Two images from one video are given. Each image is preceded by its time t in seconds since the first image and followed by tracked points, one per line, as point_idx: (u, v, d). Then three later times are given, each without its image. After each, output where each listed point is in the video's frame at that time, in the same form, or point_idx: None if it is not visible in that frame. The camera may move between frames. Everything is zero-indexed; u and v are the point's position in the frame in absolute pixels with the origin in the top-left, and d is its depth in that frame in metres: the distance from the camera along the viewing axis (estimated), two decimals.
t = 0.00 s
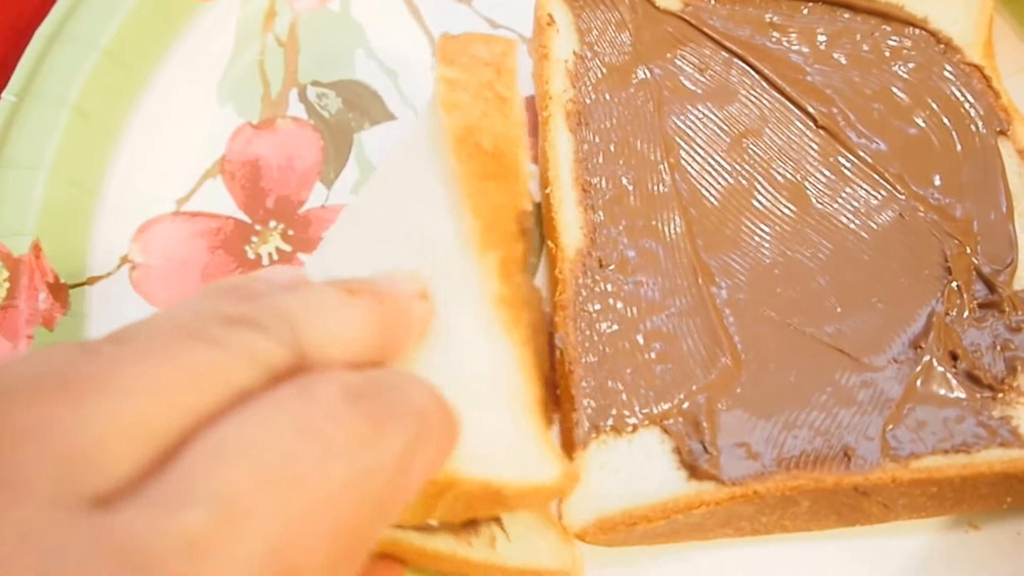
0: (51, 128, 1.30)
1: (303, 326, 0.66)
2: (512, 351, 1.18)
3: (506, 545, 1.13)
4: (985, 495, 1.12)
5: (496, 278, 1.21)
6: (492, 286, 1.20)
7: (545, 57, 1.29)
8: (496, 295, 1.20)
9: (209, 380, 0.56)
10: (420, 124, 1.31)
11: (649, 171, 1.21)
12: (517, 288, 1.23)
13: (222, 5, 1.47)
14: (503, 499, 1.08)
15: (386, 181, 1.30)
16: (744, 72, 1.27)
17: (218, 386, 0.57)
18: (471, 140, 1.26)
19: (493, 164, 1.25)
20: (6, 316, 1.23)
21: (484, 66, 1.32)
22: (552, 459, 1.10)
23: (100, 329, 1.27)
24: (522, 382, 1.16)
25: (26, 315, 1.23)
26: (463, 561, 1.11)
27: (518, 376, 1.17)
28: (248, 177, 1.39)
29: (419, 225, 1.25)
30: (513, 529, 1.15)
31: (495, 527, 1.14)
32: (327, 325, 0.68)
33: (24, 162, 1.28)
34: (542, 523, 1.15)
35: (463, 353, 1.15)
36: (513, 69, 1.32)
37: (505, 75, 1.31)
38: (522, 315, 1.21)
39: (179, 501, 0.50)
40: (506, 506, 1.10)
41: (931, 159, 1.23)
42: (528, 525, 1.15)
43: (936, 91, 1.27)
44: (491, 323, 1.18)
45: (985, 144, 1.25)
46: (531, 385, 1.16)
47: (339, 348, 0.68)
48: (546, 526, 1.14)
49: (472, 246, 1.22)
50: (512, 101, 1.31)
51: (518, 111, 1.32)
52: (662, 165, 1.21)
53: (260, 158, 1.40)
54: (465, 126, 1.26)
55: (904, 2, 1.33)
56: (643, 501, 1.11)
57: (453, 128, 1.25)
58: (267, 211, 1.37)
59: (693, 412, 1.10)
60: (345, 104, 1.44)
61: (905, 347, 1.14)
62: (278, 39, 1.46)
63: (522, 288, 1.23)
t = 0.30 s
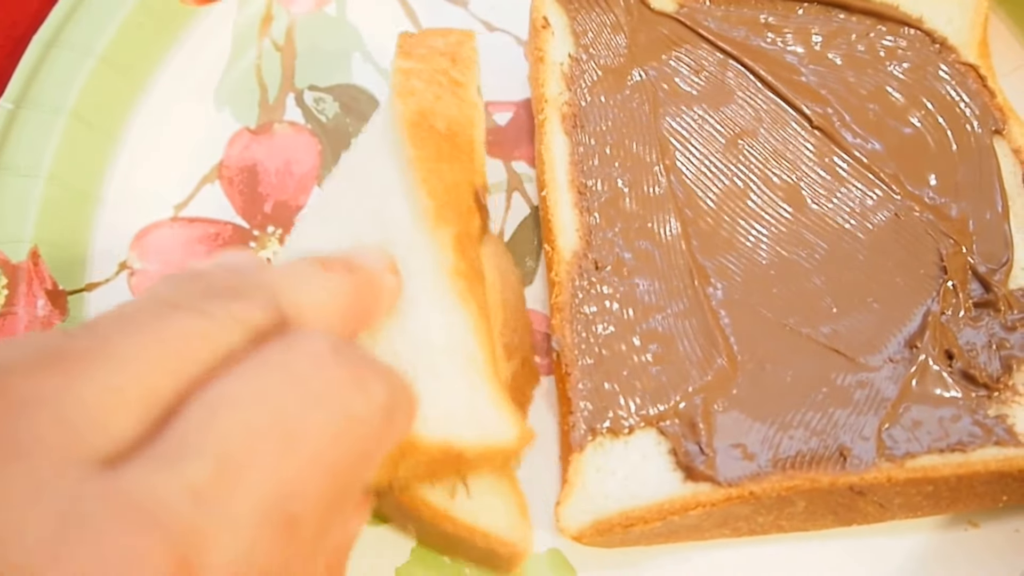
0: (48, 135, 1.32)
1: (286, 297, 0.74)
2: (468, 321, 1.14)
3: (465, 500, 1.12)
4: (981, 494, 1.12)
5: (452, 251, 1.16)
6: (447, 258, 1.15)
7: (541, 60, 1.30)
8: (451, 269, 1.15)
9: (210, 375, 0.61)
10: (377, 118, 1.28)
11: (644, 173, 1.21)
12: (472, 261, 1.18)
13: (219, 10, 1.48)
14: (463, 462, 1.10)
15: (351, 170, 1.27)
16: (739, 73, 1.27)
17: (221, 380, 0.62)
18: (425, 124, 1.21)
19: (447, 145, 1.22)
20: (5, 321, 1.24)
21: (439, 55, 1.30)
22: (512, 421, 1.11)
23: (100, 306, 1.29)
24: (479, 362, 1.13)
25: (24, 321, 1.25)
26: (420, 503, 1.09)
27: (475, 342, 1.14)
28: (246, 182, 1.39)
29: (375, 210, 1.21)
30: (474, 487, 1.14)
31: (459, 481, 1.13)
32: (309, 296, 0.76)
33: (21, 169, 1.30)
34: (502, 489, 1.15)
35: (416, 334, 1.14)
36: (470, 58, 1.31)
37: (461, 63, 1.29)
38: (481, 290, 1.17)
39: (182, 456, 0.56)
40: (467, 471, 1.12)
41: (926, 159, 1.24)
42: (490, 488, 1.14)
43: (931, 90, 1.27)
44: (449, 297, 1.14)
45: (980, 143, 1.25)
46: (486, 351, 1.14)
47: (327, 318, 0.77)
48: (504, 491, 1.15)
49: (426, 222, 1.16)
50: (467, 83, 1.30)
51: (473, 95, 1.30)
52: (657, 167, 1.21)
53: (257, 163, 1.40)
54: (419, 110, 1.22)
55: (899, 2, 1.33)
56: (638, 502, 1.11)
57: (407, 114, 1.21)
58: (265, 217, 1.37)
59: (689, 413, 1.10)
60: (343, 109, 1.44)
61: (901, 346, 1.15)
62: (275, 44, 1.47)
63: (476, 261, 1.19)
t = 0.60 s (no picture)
0: (47, 140, 1.32)
1: (289, 296, 0.76)
2: (456, 292, 1.11)
3: (482, 475, 1.12)
4: (977, 495, 1.13)
5: (434, 223, 1.10)
6: (431, 231, 1.10)
7: (535, 68, 1.30)
8: (434, 240, 1.10)
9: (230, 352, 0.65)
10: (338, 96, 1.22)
11: (639, 178, 1.22)
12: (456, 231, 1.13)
13: (215, 13, 1.48)
14: (472, 428, 1.07)
15: (320, 148, 1.21)
16: (732, 75, 1.28)
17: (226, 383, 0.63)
18: (393, 97, 1.12)
19: (418, 115, 1.12)
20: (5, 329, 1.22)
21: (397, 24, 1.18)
22: (510, 378, 1.09)
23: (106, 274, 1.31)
24: (470, 326, 1.10)
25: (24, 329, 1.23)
26: (438, 489, 1.10)
27: (465, 313, 1.10)
28: (245, 187, 1.39)
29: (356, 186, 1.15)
30: (487, 457, 1.13)
31: (471, 457, 1.13)
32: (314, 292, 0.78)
33: (20, 175, 1.30)
34: (514, 446, 1.14)
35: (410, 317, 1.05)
36: (430, 26, 1.19)
37: (420, 31, 1.18)
38: (463, 258, 1.13)
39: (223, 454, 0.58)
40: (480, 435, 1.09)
41: (920, 159, 1.24)
42: (502, 450, 1.13)
43: (926, 89, 1.27)
44: (432, 266, 1.10)
45: (976, 143, 1.25)
46: (477, 324, 1.11)
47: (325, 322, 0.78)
48: (517, 451, 1.14)
49: (406, 197, 1.10)
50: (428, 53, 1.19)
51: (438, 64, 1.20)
52: (651, 171, 1.22)
53: (257, 167, 1.40)
54: (385, 82, 1.12)
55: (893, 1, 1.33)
56: (635, 506, 1.11)
57: (373, 88, 1.11)
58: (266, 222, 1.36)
59: (684, 416, 1.11)
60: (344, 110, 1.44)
61: (896, 347, 1.15)
62: (273, 46, 1.49)
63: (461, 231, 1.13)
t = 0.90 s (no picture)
0: (46, 146, 1.32)
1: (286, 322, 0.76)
2: (447, 294, 1.12)
3: (481, 488, 1.12)
4: (973, 495, 1.13)
5: (426, 225, 1.13)
6: (423, 232, 1.13)
7: (529, 73, 1.30)
8: (429, 241, 1.13)
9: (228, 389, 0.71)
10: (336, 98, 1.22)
11: (634, 182, 1.22)
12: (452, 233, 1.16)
13: (214, 18, 1.48)
14: (467, 433, 1.06)
15: (314, 152, 1.18)
16: (727, 77, 1.28)
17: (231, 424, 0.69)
18: (388, 106, 1.16)
19: (413, 124, 1.17)
20: (6, 335, 1.24)
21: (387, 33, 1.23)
22: (502, 380, 1.08)
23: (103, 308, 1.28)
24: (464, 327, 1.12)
25: (26, 334, 1.24)
26: (440, 512, 1.09)
27: (458, 317, 1.12)
28: (243, 192, 1.38)
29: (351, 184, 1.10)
30: (481, 467, 1.13)
31: (466, 471, 1.12)
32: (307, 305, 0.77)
33: (21, 181, 1.29)
34: (509, 448, 1.14)
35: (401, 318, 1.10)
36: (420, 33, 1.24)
37: (411, 39, 1.23)
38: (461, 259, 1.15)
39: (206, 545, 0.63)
40: (476, 437, 1.07)
41: (915, 159, 1.24)
42: (497, 456, 1.14)
43: (920, 89, 1.27)
44: (426, 268, 1.12)
45: (971, 142, 1.25)
46: (470, 324, 1.12)
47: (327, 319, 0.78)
48: (511, 453, 1.14)
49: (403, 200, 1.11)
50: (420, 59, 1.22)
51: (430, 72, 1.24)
52: (646, 174, 1.23)
53: (254, 171, 1.39)
54: (380, 91, 1.17)
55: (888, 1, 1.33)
56: (631, 509, 1.11)
57: (368, 97, 1.16)
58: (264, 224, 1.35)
59: (681, 419, 1.12)
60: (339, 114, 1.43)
61: (892, 348, 1.15)
62: (271, 50, 1.48)
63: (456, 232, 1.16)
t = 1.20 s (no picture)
0: (48, 147, 1.29)
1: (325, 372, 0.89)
2: (473, 303, 1.09)
3: (480, 498, 1.11)
4: (970, 495, 1.14)
5: (455, 236, 1.11)
6: (450, 243, 1.10)
7: (524, 78, 1.30)
8: (455, 252, 1.10)
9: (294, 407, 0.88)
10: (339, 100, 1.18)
11: (629, 187, 1.22)
12: (473, 246, 1.14)
13: (214, 15, 1.43)
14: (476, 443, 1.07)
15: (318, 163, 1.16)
16: (721, 79, 1.28)
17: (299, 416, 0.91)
18: (406, 120, 1.12)
19: (430, 138, 1.13)
20: (8, 335, 1.23)
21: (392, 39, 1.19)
22: (512, 393, 1.08)
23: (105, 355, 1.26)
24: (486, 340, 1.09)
25: (29, 335, 1.23)
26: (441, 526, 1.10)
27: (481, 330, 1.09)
28: (242, 190, 1.36)
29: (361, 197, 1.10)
30: (480, 477, 1.12)
31: (464, 483, 1.12)
32: (354, 352, 0.90)
33: (23, 183, 1.27)
34: (506, 458, 1.13)
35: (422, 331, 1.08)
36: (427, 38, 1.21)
37: (419, 47, 1.20)
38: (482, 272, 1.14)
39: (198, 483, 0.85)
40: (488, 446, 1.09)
41: (910, 159, 1.24)
42: (494, 465, 1.13)
43: (916, 89, 1.27)
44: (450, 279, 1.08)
45: (968, 142, 1.25)
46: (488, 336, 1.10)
47: (361, 381, 0.90)
48: (509, 464, 1.13)
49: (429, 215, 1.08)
50: (429, 67, 1.20)
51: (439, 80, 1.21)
52: (642, 178, 1.23)
53: (253, 170, 1.37)
54: (397, 106, 1.12)
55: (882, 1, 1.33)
56: (629, 514, 1.13)
57: (386, 111, 1.11)
58: (262, 224, 1.34)
59: (678, 422, 1.12)
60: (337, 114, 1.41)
61: (887, 350, 1.16)
62: (270, 48, 1.44)
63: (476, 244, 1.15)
